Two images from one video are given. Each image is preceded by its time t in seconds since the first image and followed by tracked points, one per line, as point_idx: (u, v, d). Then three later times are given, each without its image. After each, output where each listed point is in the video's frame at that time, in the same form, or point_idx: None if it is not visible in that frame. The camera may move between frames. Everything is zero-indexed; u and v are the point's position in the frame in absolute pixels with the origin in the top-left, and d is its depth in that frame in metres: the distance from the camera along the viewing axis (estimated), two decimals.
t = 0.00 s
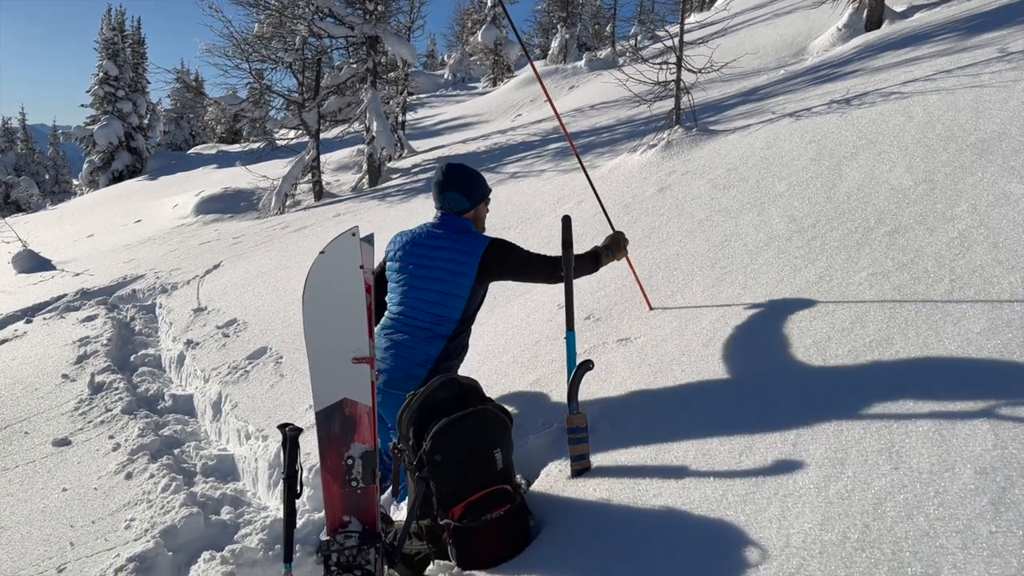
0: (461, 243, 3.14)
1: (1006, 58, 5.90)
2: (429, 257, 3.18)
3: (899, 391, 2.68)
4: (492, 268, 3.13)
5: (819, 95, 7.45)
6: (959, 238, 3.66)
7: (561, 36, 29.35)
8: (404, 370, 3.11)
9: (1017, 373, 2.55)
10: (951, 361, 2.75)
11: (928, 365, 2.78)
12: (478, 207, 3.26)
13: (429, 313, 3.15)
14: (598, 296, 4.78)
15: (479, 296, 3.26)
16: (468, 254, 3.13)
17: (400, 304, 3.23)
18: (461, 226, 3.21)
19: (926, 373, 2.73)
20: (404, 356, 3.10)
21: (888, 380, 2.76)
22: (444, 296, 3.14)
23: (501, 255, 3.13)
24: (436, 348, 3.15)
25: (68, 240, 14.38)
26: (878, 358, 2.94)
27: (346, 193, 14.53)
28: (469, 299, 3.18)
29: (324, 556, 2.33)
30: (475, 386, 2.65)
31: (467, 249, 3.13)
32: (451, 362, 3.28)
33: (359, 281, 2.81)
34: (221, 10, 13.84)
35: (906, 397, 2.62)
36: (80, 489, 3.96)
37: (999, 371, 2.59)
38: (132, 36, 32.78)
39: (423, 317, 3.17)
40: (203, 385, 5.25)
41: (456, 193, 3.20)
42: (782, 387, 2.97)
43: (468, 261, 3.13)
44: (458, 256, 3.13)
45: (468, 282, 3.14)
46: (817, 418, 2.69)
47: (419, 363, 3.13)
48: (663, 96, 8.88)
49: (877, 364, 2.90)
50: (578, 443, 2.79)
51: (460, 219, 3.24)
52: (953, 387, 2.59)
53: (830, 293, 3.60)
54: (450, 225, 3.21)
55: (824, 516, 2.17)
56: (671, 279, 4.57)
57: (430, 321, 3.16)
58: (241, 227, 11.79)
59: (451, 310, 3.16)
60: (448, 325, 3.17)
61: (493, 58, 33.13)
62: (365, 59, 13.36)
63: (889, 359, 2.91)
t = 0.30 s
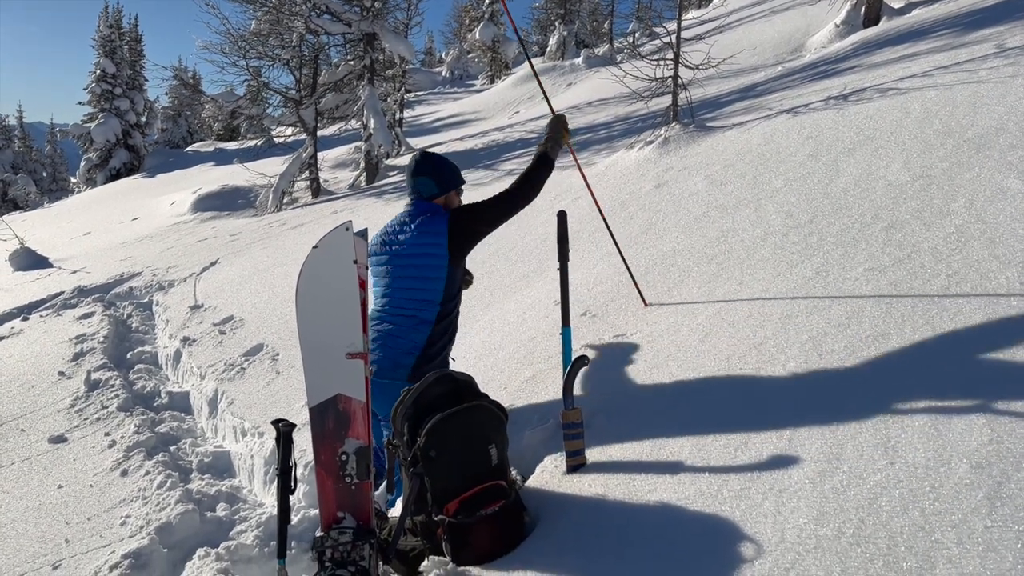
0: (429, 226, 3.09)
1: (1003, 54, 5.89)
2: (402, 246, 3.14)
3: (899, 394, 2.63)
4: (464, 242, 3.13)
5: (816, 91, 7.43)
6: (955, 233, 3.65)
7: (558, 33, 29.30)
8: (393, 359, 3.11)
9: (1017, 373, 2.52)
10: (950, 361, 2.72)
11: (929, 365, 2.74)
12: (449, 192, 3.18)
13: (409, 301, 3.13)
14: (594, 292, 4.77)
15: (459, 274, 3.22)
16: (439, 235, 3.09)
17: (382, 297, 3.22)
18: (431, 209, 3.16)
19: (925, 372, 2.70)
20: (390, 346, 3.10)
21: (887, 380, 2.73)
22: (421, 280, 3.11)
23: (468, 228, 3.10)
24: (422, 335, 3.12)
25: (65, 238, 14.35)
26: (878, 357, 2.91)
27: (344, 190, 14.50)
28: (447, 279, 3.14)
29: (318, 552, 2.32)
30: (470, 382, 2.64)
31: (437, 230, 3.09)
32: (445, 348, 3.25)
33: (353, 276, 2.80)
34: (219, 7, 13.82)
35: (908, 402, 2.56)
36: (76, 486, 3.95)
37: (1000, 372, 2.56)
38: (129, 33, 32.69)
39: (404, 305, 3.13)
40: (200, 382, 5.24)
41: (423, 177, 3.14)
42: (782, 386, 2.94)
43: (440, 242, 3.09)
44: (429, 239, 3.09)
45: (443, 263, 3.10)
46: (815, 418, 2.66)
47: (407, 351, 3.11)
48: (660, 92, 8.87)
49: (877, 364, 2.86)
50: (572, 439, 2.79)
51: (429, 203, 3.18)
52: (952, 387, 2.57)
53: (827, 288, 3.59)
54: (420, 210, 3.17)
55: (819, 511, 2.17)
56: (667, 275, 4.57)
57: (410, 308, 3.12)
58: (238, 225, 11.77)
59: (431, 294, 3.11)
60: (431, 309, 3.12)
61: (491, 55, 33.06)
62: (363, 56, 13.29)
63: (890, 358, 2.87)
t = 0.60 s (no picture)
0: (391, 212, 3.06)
1: (998, 52, 5.91)
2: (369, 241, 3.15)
3: (905, 405, 2.53)
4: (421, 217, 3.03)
5: (813, 89, 7.45)
6: (950, 230, 3.66)
7: (556, 32, 29.29)
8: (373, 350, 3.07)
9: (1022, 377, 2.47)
10: (956, 367, 2.65)
11: (934, 369, 2.68)
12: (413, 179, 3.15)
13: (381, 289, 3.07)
14: (592, 290, 4.79)
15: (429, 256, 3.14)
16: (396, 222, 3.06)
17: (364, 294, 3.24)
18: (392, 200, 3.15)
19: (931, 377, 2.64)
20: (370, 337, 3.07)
21: (894, 387, 2.66)
22: (388, 266, 3.05)
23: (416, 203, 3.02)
24: (399, 321, 3.04)
25: (62, 238, 14.34)
26: (885, 363, 2.83)
27: (341, 189, 14.50)
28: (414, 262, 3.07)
29: (317, 549, 2.34)
30: (468, 379, 2.66)
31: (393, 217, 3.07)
32: (433, 330, 3.19)
33: (350, 274, 2.81)
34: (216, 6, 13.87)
35: (913, 414, 2.46)
36: (74, 485, 3.96)
37: (999, 371, 2.55)
38: (126, 33, 32.63)
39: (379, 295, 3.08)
40: (198, 381, 5.25)
41: (386, 168, 3.14)
42: (786, 387, 2.90)
43: (399, 227, 3.05)
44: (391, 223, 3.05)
45: (404, 246, 3.04)
46: (818, 425, 2.58)
47: (385, 340, 3.05)
48: (657, 91, 8.88)
49: (883, 370, 2.78)
50: (570, 436, 2.80)
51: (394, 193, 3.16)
52: (959, 396, 2.48)
53: (822, 286, 3.61)
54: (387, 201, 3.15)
55: (814, 506, 2.18)
56: (664, 273, 4.58)
57: (384, 297, 3.07)
58: (236, 224, 11.76)
59: (401, 279, 3.04)
60: (403, 294, 3.05)
61: (488, 54, 33.07)
62: (360, 55, 13.27)
63: (898, 364, 2.79)
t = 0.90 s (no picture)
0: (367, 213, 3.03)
1: (994, 52, 5.94)
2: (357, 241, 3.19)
3: (901, 409, 2.52)
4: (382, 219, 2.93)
5: (809, 89, 7.48)
6: (945, 230, 3.68)
7: (554, 33, 29.31)
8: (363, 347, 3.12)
9: (1019, 380, 2.46)
10: (952, 368, 2.64)
11: (932, 371, 2.67)
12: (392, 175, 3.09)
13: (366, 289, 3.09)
14: (589, 290, 4.80)
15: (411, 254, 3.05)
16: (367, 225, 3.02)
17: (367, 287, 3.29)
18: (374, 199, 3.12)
19: (926, 379, 2.64)
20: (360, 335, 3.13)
21: (891, 389, 2.65)
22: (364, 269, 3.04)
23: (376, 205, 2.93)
24: (381, 320, 3.04)
25: (60, 239, 14.33)
26: (885, 364, 2.81)
27: (340, 190, 14.51)
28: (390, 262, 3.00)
29: (316, 547, 2.36)
30: (466, 378, 2.66)
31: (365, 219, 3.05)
32: (422, 325, 3.14)
33: (349, 274, 2.83)
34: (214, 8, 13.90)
35: (906, 420, 2.46)
36: (73, 486, 3.97)
37: (993, 371, 2.55)
38: (123, 34, 32.59)
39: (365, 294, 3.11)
40: (196, 382, 5.25)
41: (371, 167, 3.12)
42: (786, 387, 2.91)
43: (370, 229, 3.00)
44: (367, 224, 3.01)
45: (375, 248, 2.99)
46: (812, 426, 2.59)
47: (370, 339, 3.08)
48: (655, 92, 8.90)
49: (881, 372, 2.77)
50: (567, 434, 2.81)
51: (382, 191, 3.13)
52: (957, 398, 2.47)
53: (818, 285, 3.63)
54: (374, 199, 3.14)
55: (810, 503, 2.20)
56: (661, 273, 4.60)
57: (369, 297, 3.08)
58: (234, 225, 11.76)
59: (379, 279, 3.02)
60: (381, 295, 3.03)
61: (486, 54, 33.09)
62: (358, 56, 13.28)
63: (898, 366, 2.77)
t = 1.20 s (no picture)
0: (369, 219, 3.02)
1: (989, 53, 5.97)
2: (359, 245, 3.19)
3: (897, 411, 2.52)
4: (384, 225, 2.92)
5: (806, 91, 7.51)
6: (940, 230, 3.71)
7: (551, 35, 29.35)
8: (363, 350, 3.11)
9: (1013, 382, 2.48)
10: (944, 369, 2.67)
11: (926, 373, 2.68)
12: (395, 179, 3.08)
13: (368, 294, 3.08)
14: (587, 291, 4.82)
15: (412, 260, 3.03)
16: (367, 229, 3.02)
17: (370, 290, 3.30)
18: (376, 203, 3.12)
19: (923, 380, 2.65)
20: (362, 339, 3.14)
21: (887, 391, 2.66)
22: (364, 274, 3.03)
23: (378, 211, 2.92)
24: (381, 325, 3.03)
25: (58, 242, 14.34)
26: (880, 365, 2.83)
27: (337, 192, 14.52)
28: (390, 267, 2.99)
29: (314, 547, 2.37)
30: (462, 379, 2.68)
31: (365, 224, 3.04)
32: (423, 331, 3.11)
33: (346, 275, 2.87)
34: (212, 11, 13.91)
35: (899, 420, 2.47)
36: (72, 488, 3.98)
37: (986, 373, 2.58)
38: (121, 37, 32.58)
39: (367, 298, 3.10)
40: (195, 384, 5.27)
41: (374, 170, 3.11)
42: (782, 389, 2.92)
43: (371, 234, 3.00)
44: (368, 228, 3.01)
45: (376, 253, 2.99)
46: (807, 428, 2.61)
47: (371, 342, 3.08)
48: (652, 93, 8.93)
49: (877, 373, 2.78)
50: (564, 434, 2.83)
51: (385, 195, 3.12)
52: (952, 401, 2.48)
53: (814, 285, 3.65)
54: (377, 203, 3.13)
55: (804, 501, 2.22)
56: (658, 274, 4.62)
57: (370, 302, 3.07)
58: (232, 227, 11.78)
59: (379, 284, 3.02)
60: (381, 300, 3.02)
61: (484, 56, 33.20)
62: (356, 58, 13.32)
63: (893, 367, 2.78)
